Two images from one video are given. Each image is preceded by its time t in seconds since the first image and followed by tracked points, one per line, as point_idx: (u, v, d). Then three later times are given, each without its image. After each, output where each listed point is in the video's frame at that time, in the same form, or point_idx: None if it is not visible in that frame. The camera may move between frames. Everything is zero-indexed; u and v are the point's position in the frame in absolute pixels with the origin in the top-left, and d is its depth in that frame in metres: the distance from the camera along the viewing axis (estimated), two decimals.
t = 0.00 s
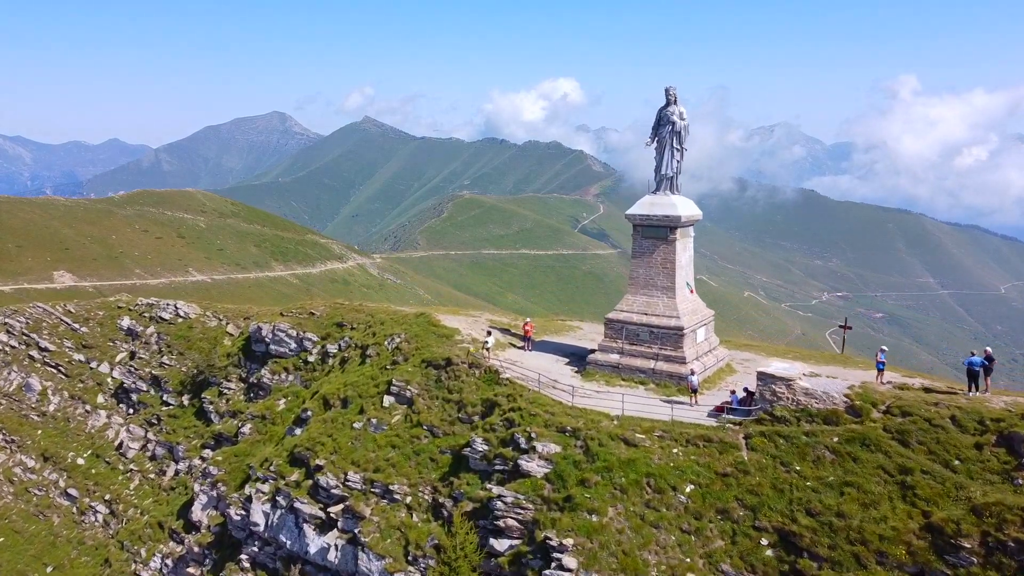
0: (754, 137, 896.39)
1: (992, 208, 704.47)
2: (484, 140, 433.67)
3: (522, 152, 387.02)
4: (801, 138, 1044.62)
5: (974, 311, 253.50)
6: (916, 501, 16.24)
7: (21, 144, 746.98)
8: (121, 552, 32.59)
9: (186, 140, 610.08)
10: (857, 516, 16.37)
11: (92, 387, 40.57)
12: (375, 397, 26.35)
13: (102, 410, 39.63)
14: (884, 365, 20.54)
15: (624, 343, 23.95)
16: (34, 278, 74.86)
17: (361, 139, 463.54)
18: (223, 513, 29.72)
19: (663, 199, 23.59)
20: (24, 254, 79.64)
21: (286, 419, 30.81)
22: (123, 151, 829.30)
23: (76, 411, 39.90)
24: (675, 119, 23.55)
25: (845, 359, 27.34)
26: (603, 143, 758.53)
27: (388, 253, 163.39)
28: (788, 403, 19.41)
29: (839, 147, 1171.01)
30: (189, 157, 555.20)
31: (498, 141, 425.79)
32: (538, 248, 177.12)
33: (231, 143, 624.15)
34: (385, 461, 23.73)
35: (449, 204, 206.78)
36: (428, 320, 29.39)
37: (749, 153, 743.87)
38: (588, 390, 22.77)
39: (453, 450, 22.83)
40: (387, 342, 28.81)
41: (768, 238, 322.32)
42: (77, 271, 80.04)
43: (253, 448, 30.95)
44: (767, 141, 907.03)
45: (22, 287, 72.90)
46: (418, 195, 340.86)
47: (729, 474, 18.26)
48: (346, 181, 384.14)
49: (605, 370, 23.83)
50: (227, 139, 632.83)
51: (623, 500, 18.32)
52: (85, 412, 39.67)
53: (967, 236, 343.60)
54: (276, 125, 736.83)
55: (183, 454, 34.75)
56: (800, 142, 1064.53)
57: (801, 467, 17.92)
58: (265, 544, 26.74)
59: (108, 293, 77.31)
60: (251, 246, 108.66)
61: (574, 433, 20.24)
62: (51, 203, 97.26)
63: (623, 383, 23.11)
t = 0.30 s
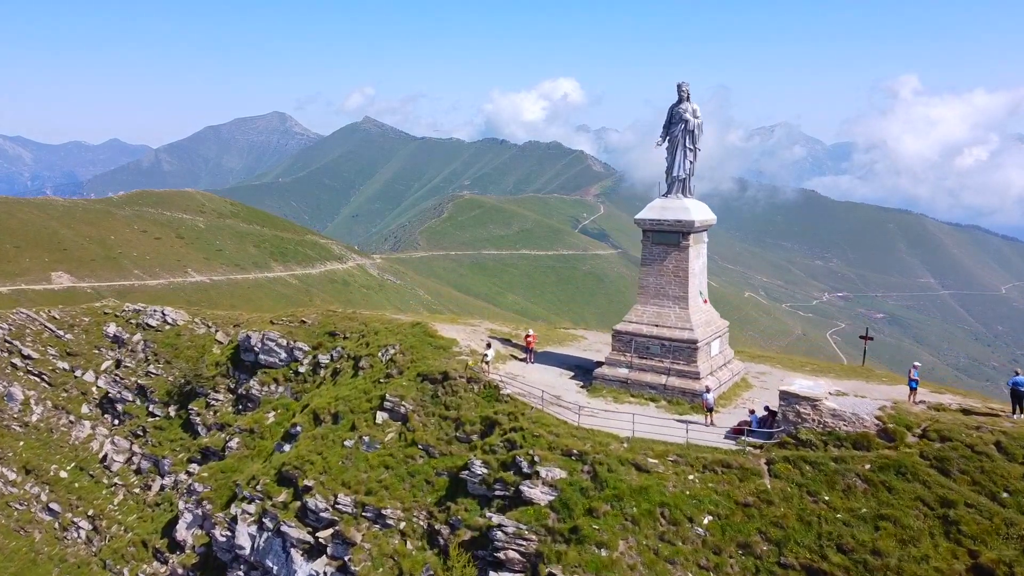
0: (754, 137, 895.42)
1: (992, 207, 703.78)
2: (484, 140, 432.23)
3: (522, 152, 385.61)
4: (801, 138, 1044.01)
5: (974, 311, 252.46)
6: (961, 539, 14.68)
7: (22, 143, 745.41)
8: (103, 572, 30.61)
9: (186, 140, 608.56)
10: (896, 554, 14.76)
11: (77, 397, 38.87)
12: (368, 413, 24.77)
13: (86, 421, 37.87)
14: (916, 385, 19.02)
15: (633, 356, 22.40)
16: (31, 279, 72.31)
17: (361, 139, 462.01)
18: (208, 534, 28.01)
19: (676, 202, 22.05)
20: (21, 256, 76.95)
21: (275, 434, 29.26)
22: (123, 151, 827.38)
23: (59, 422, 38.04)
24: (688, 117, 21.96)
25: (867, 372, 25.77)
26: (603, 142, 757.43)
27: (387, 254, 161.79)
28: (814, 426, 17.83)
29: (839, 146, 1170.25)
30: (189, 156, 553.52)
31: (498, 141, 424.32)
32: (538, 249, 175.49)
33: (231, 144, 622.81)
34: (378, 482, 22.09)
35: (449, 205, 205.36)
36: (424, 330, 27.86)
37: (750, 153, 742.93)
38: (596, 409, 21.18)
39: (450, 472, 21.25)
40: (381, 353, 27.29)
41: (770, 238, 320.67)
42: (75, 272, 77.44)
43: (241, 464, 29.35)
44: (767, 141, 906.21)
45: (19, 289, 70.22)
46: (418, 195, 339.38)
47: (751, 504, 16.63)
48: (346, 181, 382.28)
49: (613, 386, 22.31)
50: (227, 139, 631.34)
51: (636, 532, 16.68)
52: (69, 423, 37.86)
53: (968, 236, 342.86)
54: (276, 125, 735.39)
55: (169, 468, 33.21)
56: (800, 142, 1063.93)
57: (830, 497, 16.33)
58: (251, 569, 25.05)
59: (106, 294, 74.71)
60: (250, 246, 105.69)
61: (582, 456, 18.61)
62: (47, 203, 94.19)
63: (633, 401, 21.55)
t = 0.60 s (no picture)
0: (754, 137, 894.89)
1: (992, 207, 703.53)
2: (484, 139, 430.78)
3: (522, 152, 384.13)
4: (801, 138, 1043.70)
5: (975, 312, 251.23)
6: None
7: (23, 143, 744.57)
8: None
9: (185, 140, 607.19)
10: None
11: (60, 404, 36.91)
12: (359, 426, 23.19)
13: (69, 429, 36.00)
14: (957, 399, 17.53)
15: (643, 366, 20.83)
16: (29, 280, 69.49)
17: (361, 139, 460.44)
18: (191, 554, 26.26)
19: (690, 200, 20.44)
20: (19, 256, 74.01)
21: (263, 446, 27.65)
22: (123, 151, 825.81)
23: (41, 429, 36.03)
24: (703, 109, 20.32)
25: (890, 381, 24.27)
26: (603, 143, 756.89)
27: (387, 254, 160.27)
28: (846, 445, 16.25)
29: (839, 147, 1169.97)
30: (189, 157, 552.29)
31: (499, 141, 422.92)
32: (538, 249, 174.09)
33: (231, 144, 621.76)
34: (369, 502, 20.42)
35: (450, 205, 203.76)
36: (420, 336, 26.36)
37: (750, 153, 742.21)
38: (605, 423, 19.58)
39: (446, 492, 19.61)
40: (374, 362, 25.72)
41: (771, 238, 318.86)
42: (73, 272, 74.63)
43: (227, 477, 27.73)
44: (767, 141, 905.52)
45: (18, 290, 67.51)
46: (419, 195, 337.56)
47: (780, 533, 14.97)
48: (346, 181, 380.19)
49: (622, 399, 20.76)
50: (227, 139, 629.96)
51: (652, 564, 15.01)
52: (51, 432, 35.92)
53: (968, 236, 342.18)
54: (276, 126, 734.63)
55: (153, 480, 31.56)
56: (800, 142, 1064.36)
57: (868, 526, 14.71)
58: None
59: (106, 296, 72.21)
60: (250, 247, 103.07)
61: (590, 478, 16.98)
62: (45, 203, 90.45)
63: (642, 415, 20.01)
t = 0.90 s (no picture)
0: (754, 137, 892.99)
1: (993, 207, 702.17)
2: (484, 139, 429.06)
3: (522, 152, 382.35)
4: (802, 138, 1042.29)
5: (976, 311, 249.89)
6: None
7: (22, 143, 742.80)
8: None
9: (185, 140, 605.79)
10: None
11: (41, 410, 35.25)
12: (349, 438, 21.58)
13: (50, 437, 34.32)
14: (1002, 413, 15.98)
15: (655, 375, 19.24)
16: (27, 280, 66.90)
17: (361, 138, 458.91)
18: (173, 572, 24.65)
19: (707, 195, 18.84)
20: (15, 255, 71.35)
21: (249, 456, 26.04)
22: (123, 151, 824.52)
23: (21, 437, 34.36)
24: (721, 96, 18.73)
25: (917, 389, 22.72)
26: (604, 143, 755.65)
27: (387, 254, 158.53)
28: (884, 465, 14.67)
29: (839, 147, 1168.97)
30: (189, 156, 551.00)
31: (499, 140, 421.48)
32: (539, 249, 172.57)
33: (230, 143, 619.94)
34: (360, 521, 18.78)
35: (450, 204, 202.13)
36: (415, 341, 24.78)
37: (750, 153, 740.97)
38: (616, 438, 17.99)
39: (443, 512, 17.99)
40: (366, 368, 24.16)
41: (773, 238, 317.23)
42: (71, 272, 72.02)
43: (211, 490, 26.08)
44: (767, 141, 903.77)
45: (15, 291, 65.03)
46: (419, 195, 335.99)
47: (815, 563, 13.40)
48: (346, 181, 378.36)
49: (634, 410, 19.21)
50: (227, 139, 628.02)
51: None
52: (31, 439, 34.24)
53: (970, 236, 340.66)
54: (276, 125, 733.06)
55: (136, 491, 29.90)
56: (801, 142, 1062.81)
57: (914, 557, 13.12)
58: None
59: (105, 296, 69.82)
60: (249, 247, 100.91)
61: (602, 500, 15.37)
62: (41, 202, 86.71)
63: (655, 429, 18.41)
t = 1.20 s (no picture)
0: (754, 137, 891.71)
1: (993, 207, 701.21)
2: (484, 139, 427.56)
3: (522, 152, 380.79)
4: (802, 138, 1041.17)
5: (977, 312, 248.52)
6: None
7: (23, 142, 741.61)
8: None
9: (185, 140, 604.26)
10: None
11: (21, 417, 33.53)
12: (339, 451, 20.06)
13: (31, 444, 32.60)
14: None
15: (669, 384, 17.76)
16: (24, 280, 64.67)
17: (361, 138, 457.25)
18: None
19: (727, 189, 17.36)
20: (11, 254, 69.12)
21: (235, 468, 24.56)
22: (123, 151, 823.34)
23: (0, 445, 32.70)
24: (742, 81, 17.20)
25: (949, 400, 21.23)
26: (604, 142, 754.39)
27: (386, 254, 157.06)
28: (929, 489, 13.18)
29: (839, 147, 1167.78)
30: (189, 156, 549.64)
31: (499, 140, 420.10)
32: (539, 248, 171.13)
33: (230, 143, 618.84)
34: (350, 544, 17.22)
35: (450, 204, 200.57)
36: (411, 346, 23.29)
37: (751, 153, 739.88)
38: (628, 454, 16.49)
39: (440, 535, 16.47)
40: (357, 375, 22.68)
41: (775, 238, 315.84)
42: (69, 272, 69.81)
43: (195, 504, 24.53)
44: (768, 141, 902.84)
45: (12, 291, 62.72)
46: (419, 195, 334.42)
47: None
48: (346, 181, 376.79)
49: (646, 422, 17.75)
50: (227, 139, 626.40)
51: None
52: (11, 446, 32.57)
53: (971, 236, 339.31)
54: (276, 125, 731.88)
55: (117, 503, 28.30)
56: (801, 142, 1061.72)
57: None
58: None
59: (104, 296, 67.73)
60: (248, 247, 99.13)
61: (615, 526, 13.86)
62: (39, 201, 84.28)
63: (670, 444, 16.91)
